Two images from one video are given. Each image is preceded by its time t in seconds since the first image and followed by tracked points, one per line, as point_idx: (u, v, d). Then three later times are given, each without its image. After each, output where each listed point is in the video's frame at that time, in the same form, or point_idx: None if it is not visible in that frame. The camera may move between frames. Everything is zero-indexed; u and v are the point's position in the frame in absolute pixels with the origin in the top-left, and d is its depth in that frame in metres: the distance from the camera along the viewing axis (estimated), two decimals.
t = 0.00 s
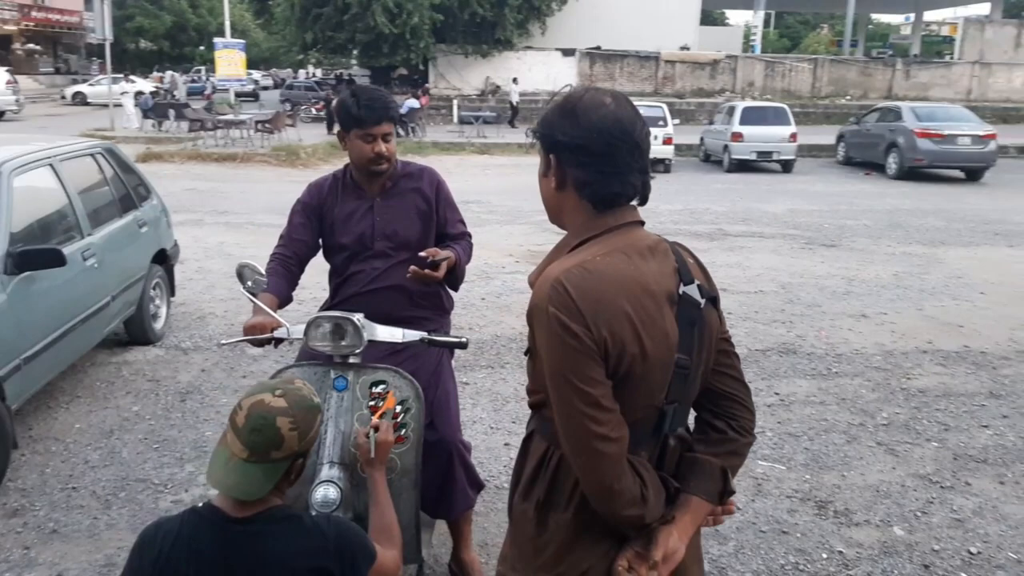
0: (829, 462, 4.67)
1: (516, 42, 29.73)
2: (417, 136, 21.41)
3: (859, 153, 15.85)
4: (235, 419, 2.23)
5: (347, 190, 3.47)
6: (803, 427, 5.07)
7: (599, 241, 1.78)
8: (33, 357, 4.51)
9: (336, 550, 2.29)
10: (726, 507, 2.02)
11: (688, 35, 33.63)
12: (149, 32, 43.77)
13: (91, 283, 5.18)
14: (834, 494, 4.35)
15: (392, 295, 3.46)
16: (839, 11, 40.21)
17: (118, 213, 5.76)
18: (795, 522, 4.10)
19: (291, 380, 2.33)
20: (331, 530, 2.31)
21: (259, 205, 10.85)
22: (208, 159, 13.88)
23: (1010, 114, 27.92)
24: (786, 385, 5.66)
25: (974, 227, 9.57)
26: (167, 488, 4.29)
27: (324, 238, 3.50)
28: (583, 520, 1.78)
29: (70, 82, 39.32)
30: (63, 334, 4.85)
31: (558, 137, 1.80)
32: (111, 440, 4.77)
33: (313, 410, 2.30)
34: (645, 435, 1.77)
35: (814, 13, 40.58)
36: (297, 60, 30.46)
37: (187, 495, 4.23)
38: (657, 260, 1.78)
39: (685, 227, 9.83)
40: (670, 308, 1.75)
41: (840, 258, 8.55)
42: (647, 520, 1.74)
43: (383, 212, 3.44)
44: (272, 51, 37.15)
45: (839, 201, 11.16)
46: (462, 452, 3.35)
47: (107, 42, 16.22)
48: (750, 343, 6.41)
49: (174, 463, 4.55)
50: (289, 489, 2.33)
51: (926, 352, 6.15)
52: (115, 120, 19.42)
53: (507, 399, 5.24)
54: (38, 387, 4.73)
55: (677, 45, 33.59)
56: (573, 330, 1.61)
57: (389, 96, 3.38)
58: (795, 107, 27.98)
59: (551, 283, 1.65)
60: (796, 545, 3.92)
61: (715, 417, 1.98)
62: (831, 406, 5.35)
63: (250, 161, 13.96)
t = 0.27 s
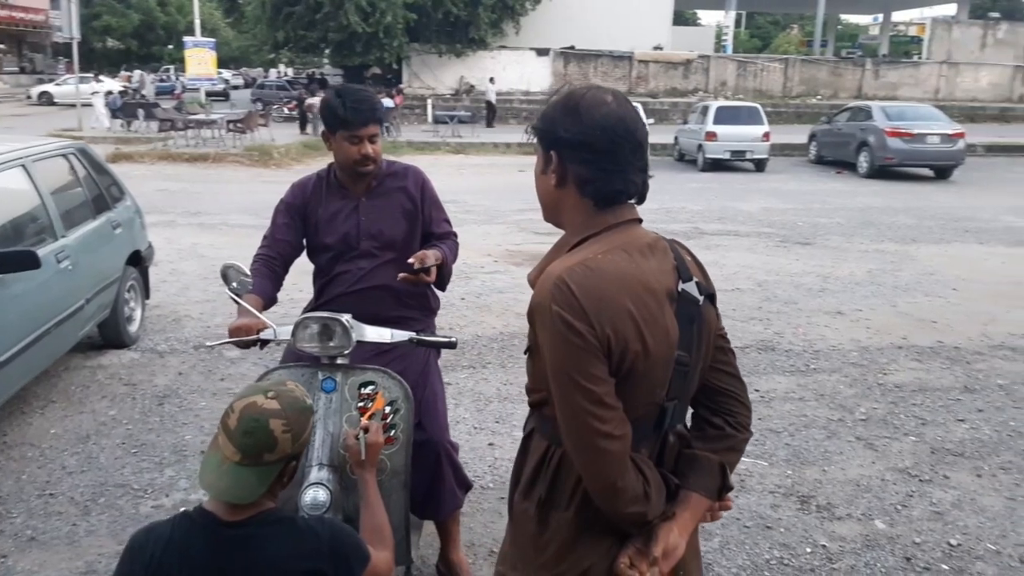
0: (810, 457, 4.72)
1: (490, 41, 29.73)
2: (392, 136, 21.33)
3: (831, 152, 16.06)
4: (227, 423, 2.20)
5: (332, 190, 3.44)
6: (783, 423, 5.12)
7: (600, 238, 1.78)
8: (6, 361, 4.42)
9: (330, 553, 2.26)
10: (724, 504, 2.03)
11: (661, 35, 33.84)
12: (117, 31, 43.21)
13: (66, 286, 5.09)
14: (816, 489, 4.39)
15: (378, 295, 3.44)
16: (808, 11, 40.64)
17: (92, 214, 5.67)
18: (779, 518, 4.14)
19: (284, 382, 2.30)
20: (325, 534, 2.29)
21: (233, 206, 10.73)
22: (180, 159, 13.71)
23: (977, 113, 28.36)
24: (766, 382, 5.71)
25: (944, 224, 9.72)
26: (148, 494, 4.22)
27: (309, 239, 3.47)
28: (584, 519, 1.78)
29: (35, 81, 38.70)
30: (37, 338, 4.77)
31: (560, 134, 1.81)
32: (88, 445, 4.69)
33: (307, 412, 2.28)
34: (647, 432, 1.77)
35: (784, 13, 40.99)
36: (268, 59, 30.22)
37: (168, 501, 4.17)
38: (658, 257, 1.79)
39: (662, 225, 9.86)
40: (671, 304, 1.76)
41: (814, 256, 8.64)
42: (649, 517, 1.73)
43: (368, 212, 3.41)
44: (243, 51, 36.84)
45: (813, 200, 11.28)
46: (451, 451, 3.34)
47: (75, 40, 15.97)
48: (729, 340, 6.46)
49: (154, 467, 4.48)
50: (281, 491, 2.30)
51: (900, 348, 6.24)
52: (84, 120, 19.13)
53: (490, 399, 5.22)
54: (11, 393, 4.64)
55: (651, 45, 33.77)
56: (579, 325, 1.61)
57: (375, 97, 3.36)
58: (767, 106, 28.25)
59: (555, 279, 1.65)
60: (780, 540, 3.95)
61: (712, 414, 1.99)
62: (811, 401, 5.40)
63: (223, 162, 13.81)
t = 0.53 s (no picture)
0: (791, 452, 4.77)
1: (464, 41, 29.70)
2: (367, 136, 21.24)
3: (803, 152, 16.25)
4: (220, 424, 2.18)
5: (317, 191, 3.42)
6: (764, 419, 5.17)
7: (599, 236, 1.79)
8: None
9: (326, 554, 2.25)
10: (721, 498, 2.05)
11: (634, 36, 34.01)
12: (85, 31, 42.63)
13: (42, 288, 5.01)
14: (798, 483, 4.44)
15: (364, 295, 3.43)
16: (779, 12, 41.07)
17: (67, 215, 5.59)
18: (763, 512, 4.18)
19: (277, 382, 2.28)
20: (321, 534, 2.27)
21: (208, 207, 10.62)
22: (152, 160, 13.55)
23: (945, 113, 28.81)
24: (745, 378, 5.76)
25: (915, 222, 9.87)
26: (129, 498, 4.17)
27: (294, 239, 3.45)
28: (586, 515, 1.78)
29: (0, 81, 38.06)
30: (13, 341, 4.69)
31: (558, 133, 1.81)
32: (65, 450, 4.61)
33: (301, 412, 2.27)
34: (647, 428, 1.78)
35: (755, 14, 41.38)
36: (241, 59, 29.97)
37: (150, 505, 4.11)
38: (656, 254, 1.80)
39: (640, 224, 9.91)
40: (671, 300, 1.77)
41: (790, 254, 8.73)
42: (651, 511, 1.75)
43: (355, 212, 3.40)
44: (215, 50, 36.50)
45: (787, 198, 11.40)
46: (439, 451, 3.33)
47: (43, 40, 15.73)
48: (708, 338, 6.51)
49: (134, 471, 4.42)
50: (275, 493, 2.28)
51: (876, 344, 6.33)
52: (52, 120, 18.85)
53: (473, 399, 5.22)
54: None
55: (625, 45, 33.95)
56: (582, 322, 1.62)
57: (362, 98, 3.36)
58: (740, 106, 28.49)
59: (557, 277, 1.66)
60: (764, 534, 3.99)
61: (708, 409, 2.00)
62: (790, 397, 5.47)
63: (196, 162, 13.67)
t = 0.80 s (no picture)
0: (775, 448, 4.81)
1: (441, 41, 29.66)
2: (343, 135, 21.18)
3: (778, 151, 16.41)
4: (216, 426, 2.15)
5: (304, 190, 3.40)
6: (748, 415, 5.20)
7: (599, 235, 1.79)
8: None
9: (324, 556, 2.23)
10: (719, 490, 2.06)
11: (610, 36, 34.14)
12: (55, 30, 42.08)
13: (19, 290, 4.93)
14: (782, 479, 4.49)
15: (353, 295, 3.41)
16: (753, 13, 41.44)
17: (43, 217, 5.50)
18: (749, 507, 4.21)
19: (271, 383, 2.26)
20: (319, 535, 2.26)
21: (184, 207, 10.51)
22: (126, 160, 13.40)
23: (916, 112, 29.24)
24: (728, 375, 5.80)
25: (890, 220, 10.00)
26: (112, 502, 4.11)
27: (280, 239, 3.43)
28: (589, 512, 1.79)
29: None
30: None
31: (557, 130, 1.80)
32: (44, 454, 4.54)
33: (295, 413, 2.24)
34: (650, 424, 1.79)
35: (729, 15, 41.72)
36: (215, 58, 29.73)
37: (134, 509, 4.06)
38: (656, 252, 1.80)
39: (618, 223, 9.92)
40: (671, 297, 1.77)
41: (768, 252, 8.81)
42: (655, 507, 1.76)
43: (342, 212, 3.38)
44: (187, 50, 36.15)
45: (764, 197, 11.51)
46: (429, 450, 3.32)
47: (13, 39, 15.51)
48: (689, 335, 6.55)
49: (116, 475, 4.36)
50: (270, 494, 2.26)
51: (854, 340, 6.41)
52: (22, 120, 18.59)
53: (458, 399, 5.21)
54: None
55: (601, 45, 34.09)
56: (587, 323, 1.62)
57: (349, 98, 3.34)
58: (716, 106, 28.72)
59: (560, 277, 1.66)
60: (751, 529, 4.03)
61: (707, 403, 2.01)
62: (772, 393, 5.51)
63: (170, 162, 13.53)
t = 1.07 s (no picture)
0: (762, 443, 4.85)
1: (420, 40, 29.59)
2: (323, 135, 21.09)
3: (757, 150, 16.55)
4: (215, 425, 2.13)
5: (295, 189, 3.38)
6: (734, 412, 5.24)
7: (603, 231, 1.79)
8: None
9: (325, 555, 2.22)
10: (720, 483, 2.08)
11: (590, 36, 34.24)
12: (28, 28, 41.56)
13: None
14: (770, 474, 4.52)
15: (344, 293, 3.40)
16: (730, 13, 41.73)
17: (24, 217, 5.43)
18: (738, 502, 4.24)
19: (269, 382, 2.24)
20: (319, 535, 2.24)
21: (164, 207, 10.41)
22: (103, 160, 13.25)
23: (892, 112, 29.58)
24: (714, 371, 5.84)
25: (868, 218, 10.12)
26: (98, 505, 4.06)
27: (270, 238, 3.40)
28: (595, 507, 1.80)
29: None
30: None
31: (562, 126, 1.80)
32: (28, 458, 4.48)
33: (294, 411, 2.22)
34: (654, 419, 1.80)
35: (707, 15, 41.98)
36: (192, 57, 29.49)
37: (121, 511, 4.02)
38: (661, 247, 1.81)
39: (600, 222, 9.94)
40: (676, 293, 1.78)
41: (750, 250, 8.87)
42: (661, 501, 1.77)
43: (333, 211, 3.36)
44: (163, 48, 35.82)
45: (745, 196, 11.60)
46: (423, 449, 3.31)
47: None
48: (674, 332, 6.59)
49: (102, 477, 4.32)
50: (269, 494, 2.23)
51: (837, 337, 6.48)
52: None
53: (446, 398, 5.21)
54: None
55: (580, 45, 34.19)
56: (595, 318, 1.63)
57: (341, 97, 3.32)
58: (695, 105, 28.88)
59: (568, 273, 1.66)
60: (739, 523, 4.06)
61: (707, 398, 2.03)
62: (758, 390, 5.56)
63: (148, 162, 13.40)
